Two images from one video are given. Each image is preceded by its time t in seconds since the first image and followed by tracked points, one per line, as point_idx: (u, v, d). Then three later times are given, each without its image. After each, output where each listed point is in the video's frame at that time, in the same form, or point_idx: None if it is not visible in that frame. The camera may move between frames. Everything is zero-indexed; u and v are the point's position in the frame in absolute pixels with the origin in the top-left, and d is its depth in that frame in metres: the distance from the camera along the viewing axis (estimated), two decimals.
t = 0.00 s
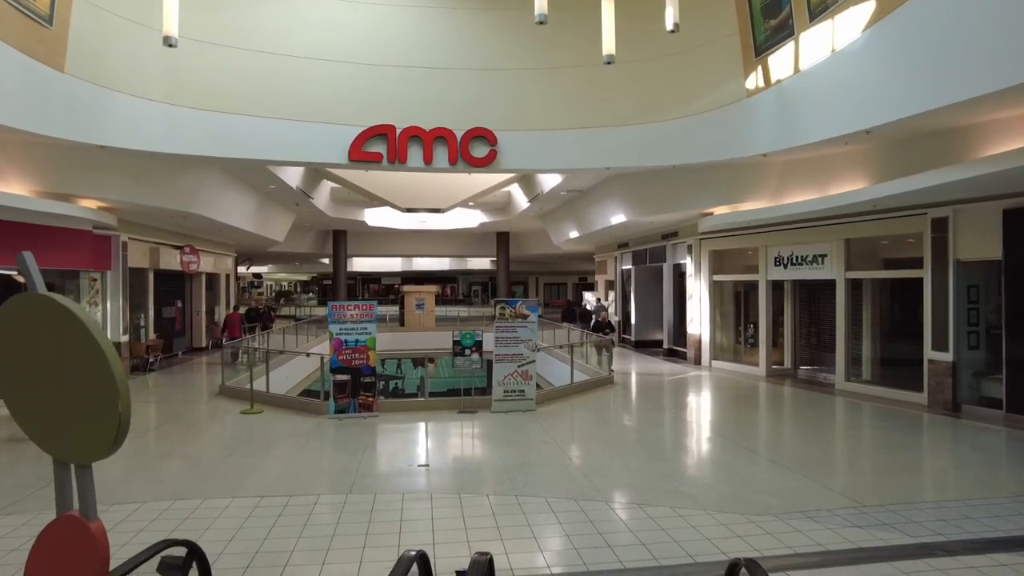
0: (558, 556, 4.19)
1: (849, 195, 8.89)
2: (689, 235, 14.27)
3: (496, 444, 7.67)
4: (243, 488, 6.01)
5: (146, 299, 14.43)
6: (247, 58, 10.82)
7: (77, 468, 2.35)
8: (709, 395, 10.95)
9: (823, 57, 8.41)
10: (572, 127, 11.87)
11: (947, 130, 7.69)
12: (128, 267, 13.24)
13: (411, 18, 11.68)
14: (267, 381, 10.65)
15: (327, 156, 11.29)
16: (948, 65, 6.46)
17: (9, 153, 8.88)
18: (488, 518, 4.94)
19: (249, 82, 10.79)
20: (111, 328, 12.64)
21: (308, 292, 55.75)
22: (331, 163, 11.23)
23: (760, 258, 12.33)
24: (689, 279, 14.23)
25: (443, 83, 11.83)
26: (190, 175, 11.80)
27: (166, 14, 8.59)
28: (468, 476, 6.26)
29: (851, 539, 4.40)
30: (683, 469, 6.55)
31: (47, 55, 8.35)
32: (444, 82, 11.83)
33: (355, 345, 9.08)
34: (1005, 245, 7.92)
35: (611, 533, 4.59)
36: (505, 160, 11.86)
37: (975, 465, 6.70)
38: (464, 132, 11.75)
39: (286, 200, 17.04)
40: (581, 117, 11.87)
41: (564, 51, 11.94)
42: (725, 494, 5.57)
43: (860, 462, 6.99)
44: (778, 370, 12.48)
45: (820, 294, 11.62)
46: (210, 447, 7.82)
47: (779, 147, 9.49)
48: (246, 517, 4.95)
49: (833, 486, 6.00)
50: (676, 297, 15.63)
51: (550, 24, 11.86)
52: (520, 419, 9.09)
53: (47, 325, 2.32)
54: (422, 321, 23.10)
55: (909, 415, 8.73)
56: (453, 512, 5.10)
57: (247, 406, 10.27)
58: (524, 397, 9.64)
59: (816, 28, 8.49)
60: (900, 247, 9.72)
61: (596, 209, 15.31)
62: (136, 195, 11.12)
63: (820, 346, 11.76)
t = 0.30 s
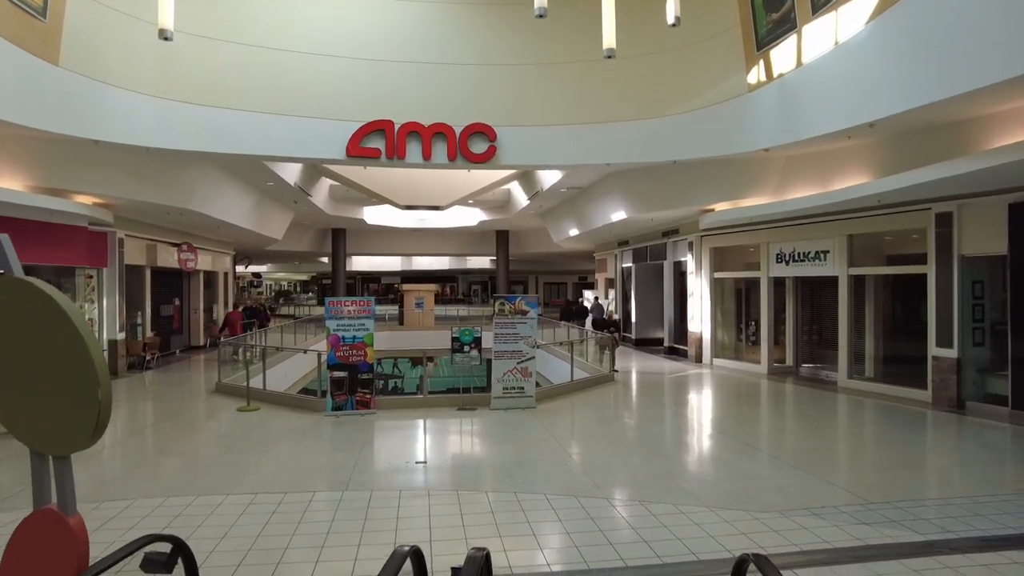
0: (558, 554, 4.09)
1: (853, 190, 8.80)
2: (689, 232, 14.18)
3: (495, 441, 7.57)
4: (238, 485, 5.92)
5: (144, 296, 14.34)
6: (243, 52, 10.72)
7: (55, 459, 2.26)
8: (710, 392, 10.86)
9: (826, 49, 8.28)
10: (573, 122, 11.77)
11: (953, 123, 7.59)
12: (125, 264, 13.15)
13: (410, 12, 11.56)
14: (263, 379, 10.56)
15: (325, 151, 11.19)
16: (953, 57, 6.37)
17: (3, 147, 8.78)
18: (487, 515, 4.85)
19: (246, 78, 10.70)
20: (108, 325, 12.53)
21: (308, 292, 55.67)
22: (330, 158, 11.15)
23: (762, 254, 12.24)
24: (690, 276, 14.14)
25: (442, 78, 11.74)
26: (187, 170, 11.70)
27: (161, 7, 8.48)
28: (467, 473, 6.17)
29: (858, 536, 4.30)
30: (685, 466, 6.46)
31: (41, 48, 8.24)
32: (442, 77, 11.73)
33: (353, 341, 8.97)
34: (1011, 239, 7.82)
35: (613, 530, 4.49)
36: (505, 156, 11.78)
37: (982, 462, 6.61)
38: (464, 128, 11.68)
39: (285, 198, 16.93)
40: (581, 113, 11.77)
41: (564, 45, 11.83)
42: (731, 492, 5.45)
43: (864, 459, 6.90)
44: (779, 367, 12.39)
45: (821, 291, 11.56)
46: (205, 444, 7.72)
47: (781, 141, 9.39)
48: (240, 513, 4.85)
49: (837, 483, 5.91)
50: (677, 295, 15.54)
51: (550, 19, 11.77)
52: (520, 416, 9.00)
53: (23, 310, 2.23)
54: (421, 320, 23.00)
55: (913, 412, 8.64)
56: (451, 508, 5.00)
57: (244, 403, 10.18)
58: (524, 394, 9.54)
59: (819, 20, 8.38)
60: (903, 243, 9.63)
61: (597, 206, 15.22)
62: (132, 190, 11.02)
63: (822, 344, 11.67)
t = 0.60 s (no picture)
0: (558, 551, 3.99)
1: (856, 184, 8.69)
2: (690, 229, 14.09)
3: (494, 438, 7.48)
4: (232, 483, 5.81)
5: (140, 293, 14.24)
6: (240, 47, 10.62)
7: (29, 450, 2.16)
8: (711, 390, 10.75)
9: (829, 42, 8.17)
10: (572, 117, 11.66)
11: (958, 115, 7.50)
12: (120, 261, 13.04)
13: (408, 7, 11.48)
14: (260, 376, 10.46)
15: (323, 147, 11.09)
16: (959, 47, 6.27)
17: None
18: (486, 512, 4.75)
19: (243, 73, 10.61)
20: (104, 323, 12.42)
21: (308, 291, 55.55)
22: (328, 154, 11.05)
23: (763, 251, 12.15)
24: (691, 274, 14.03)
25: (441, 74, 11.65)
26: (183, 166, 11.59)
27: None
28: (465, 470, 6.07)
29: (865, 533, 4.21)
30: (686, 464, 6.37)
31: (34, 40, 8.13)
32: (441, 72, 11.64)
33: (350, 337, 8.85)
34: (1016, 233, 7.73)
35: (614, 527, 4.39)
36: (504, 152, 11.68)
37: (987, 459, 6.53)
38: (463, 123, 11.55)
39: (283, 195, 16.81)
40: (581, 108, 11.67)
41: (564, 41, 11.75)
42: (735, 489, 5.35)
43: (868, 456, 6.80)
44: (781, 365, 12.29)
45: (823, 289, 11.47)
46: (201, 442, 7.62)
47: (783, 136, 9.29)
48: (233, 510, 4.74)
49: (841, 480, 5.82)
50: (677, 292, 15.43)
51: (550, 14, 11.70)
52: (519, 413, 8.90)
53: None
54: (420, 318, 22.88)
55: (917, 409, 8.54)
56: (449, 505, 4.91)
57: (240, 401, 10.08)
58: (523, 391, 9.45)
59: (821, 13, 8.29)
60: (906, 239, 9.53)
61: (597, 203, 15.11)
62: (127, 186, 10.90)
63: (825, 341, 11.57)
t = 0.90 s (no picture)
0: (557, 549, 3.89)
1: (860, 178, 8.59)
2: (691, 226, 14.01)
3: (493, 434, 7.39)
4: (225, 480, 5.71)
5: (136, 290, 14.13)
6: (236, 42, 10.52)
7: None
8: (712, 387, 10.64)
9: (832, 34, 8.06)
10: (572, 113, 11.55)
11: (963, 108, 7.41)
12: (117, 258, 12.94)
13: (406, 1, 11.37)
14: (257, 374, 10.37)
15: (321, 142, 10.98)
16: (964, 37, 6.17)
17: None
18: (484, 509, 4.66)
19: (239, 67, 10.50)
20: (100, 320, 12.34)
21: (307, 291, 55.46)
22: (326, 149, 10.94)
23: (765, 248, 12.06)
24: (692, 271, 13.92)
25: (440, 69, 11.55)
26: (179, 161, 11.48)
27: None
28: (464, 467, 5.97)
29: (872, 530, 4.11)
30: (688, 461, 6.27)
31: (27, 32, 8.03)
32: (439, 67, 11.54)
33: (347, 333, 8.77)
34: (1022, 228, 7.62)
35: (615, 525, 4.29)
36: (503, 148, 11.57)
37: (993, 455, 6.43)
38: (462, 119, 11.44)
39: (281, 192, 16.70)
40: (581, 104, 11.56)
41: (564, 36, 11.66)
42: (738, 486, 5.25)
43: (872, 453, 6.71)
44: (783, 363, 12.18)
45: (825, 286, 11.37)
46: (195, 439, 7.52)
47: (785, 130, 9.19)
48: (225, 507, 4.64)
49: (846, 476, 5.73)
50: (678, 291, 15.31)
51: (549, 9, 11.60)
52: (519, 410, 8.81)
53: None
54: (419, 317, 22.76)
55: (920, 406, 8.45)
56: (447, 502, 4.81)
57: (236, 398, 9.98)
58: (523, 387, 9.35)
59: (824, 5, 8.18)
60: (909, 234, 9.43)
61: (597, 200, 15.01)
62: (123, 181, 10.79)
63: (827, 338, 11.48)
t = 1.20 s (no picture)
0: (557, 546, 3.79)
1: (863, 172, 8.49)
2: (690, 224, 13.93)
3: (492, 431, 7.29)
4: (219, 476, 5.62)
5: (132, 288, 14.02)
6: (232, 36, 10.43)
7: None
8: (713, 385, 10.56)
9: (834, 27, 7.96)
10: (571, 108, 11.45)
11: (969, 100, 7.31)
12: (112, 255, 12.84)
13: None
14: (252, 371, 10.26)
15: (318, 137, 10.87)
16: (971, 28, 6.07)
17: None
18: (482, 505, 4.57)
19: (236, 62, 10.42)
20: (95, 317, 12.24)
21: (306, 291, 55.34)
22: (323, 145, 10.85)
23: (766, 245, 11.98)
24: (692, 268, 13.84)
25: (439, 64, 11.45)
26: (175, 157, 11.38)
27: None
28: (462, 464, 5.88)
29: (880, 527, 4.02)
30: (689, 458, 6.18)
31: (20, 25, 7.93)
32: (437, 62, 11.44)
33: (344, 329, 8.65)
34: None
35: (616, 522, 4.18)
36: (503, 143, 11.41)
37: (999, 452, 6.35)
38: (460, 114, 11.31)
39: (278, 190, 16.59)
40: (581, 99, 11.46)
41: (563, 31, 11.57)
42: (740, 483, 5.16)
43: (876, 450, 6.62)
44: (784, 361, 12.09)
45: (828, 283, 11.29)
46: (190, 436, 7.43)
47: (787, 125, 9.09)
48: (217, 504, 4.54)
49: (850, 474, 5.63)
50: (678, 290, 15.20)
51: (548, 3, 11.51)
52: (517, 407, 8.71)
53: None
54: (418, 316, 22.66)
55: (924, 403, 8.36)
56: (444, 499, 4.71)
57: (231, 395, 9.89)
58: (522, 384, 9.25)
59: None
60: (913, 230, 9.33)
61: (597, 197, 14.91)
62: (118, 177, 10.69)
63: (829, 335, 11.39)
